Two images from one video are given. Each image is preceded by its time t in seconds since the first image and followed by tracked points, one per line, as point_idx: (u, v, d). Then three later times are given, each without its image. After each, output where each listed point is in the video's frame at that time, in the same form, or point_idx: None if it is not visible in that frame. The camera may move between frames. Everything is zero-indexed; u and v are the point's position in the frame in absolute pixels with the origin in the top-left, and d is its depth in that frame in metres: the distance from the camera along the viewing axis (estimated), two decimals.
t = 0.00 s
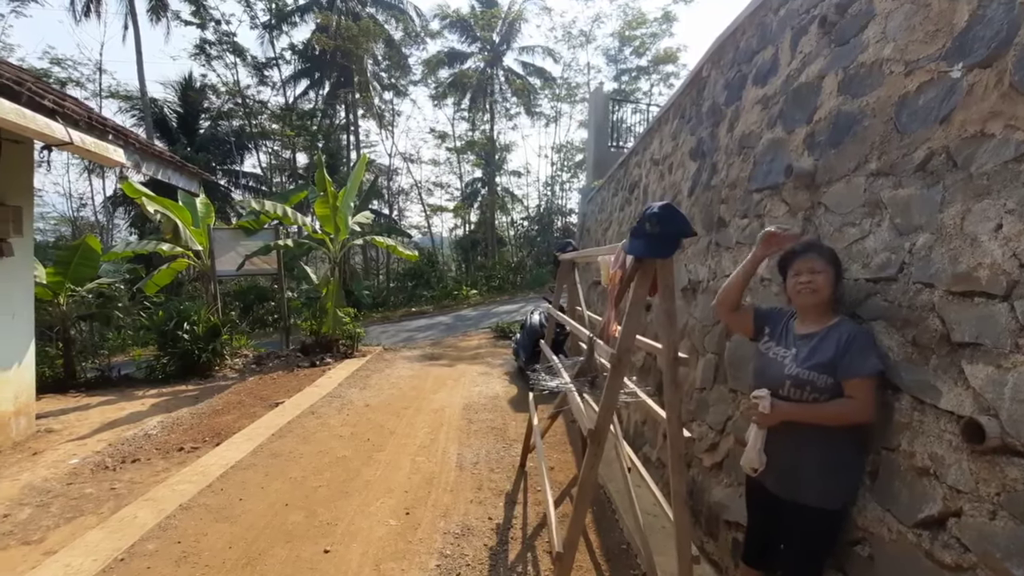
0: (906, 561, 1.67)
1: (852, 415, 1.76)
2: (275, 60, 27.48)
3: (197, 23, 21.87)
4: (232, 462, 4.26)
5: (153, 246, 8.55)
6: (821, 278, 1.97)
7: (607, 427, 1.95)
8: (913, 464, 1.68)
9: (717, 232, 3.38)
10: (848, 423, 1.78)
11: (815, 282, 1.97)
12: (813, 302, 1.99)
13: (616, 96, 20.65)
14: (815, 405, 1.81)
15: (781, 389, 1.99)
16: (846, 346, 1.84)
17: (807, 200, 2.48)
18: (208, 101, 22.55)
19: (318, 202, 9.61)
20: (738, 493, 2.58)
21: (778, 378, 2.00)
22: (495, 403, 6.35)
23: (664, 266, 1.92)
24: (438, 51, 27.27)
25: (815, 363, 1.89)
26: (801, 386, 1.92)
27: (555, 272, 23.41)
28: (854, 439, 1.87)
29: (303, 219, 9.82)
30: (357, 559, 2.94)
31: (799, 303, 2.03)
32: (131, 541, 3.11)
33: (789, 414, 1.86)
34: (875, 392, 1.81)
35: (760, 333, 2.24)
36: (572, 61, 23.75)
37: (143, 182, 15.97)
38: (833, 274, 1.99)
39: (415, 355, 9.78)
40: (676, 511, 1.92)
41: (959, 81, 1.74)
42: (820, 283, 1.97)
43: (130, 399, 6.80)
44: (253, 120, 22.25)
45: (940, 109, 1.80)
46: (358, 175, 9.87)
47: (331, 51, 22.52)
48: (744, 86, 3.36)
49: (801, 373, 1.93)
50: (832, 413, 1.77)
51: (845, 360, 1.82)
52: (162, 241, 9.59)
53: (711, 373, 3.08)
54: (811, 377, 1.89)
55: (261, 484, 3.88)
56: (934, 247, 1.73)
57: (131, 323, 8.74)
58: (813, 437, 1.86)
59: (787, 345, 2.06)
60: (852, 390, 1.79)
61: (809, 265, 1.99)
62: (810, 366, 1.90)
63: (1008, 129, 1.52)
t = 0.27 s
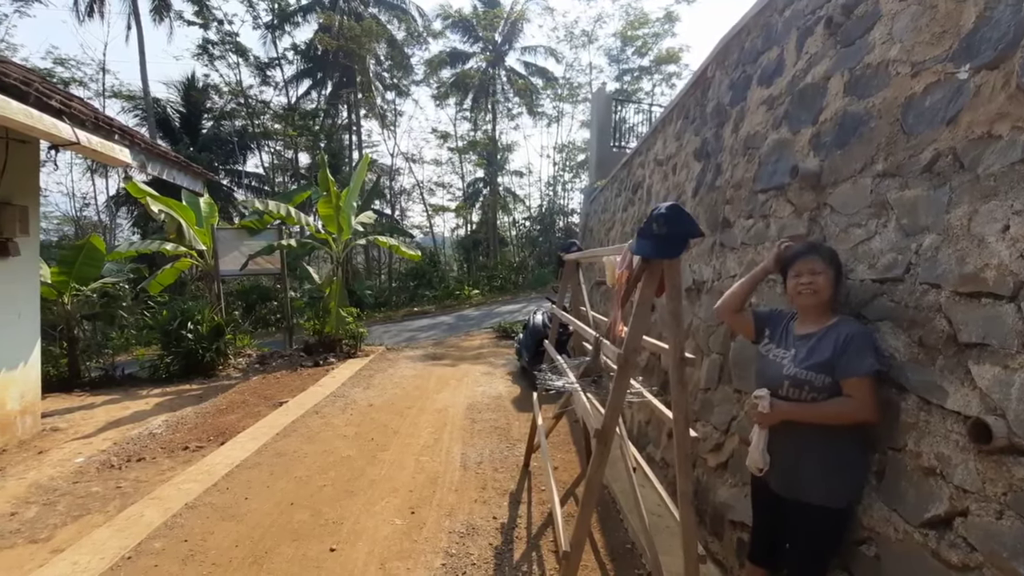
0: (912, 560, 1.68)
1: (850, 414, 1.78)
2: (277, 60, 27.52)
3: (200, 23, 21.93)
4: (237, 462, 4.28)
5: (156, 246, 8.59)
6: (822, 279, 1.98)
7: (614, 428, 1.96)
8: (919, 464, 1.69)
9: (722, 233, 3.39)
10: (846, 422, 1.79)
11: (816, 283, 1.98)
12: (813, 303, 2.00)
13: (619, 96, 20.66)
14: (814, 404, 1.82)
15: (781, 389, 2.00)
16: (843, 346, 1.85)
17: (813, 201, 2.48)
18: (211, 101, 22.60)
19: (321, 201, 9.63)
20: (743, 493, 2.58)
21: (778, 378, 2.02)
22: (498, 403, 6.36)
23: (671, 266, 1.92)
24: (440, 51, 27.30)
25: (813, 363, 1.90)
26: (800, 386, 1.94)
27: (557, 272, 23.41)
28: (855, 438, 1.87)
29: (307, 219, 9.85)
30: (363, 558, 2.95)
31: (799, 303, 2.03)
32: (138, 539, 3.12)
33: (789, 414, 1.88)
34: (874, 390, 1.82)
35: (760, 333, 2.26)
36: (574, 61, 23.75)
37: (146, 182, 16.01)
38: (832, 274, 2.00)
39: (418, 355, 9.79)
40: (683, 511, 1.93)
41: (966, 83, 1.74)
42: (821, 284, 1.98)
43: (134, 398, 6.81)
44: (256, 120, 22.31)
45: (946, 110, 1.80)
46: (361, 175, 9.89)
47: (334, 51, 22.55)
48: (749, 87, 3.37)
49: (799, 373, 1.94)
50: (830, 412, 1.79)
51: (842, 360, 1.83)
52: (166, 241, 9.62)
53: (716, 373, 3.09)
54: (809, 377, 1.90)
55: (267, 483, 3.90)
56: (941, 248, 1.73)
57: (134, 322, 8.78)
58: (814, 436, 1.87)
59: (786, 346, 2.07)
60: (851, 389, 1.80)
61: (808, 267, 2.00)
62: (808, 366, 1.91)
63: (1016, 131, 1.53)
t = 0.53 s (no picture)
0: (916, 563, 1.67)
1: (842, 413, 1.81)
2: (280, 60, 27.57)
3: (203, 24, 21.98)
4: (239, 461, 4.28)
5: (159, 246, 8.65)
6: (819, 280, 2.00)
7: (617, 429, 1.96)
8: (923, 466, 1.69)
9: (725, 233, 3.38)
10: (839, 420, 1.82)
11: (812, 285, 1.99)
12: (810, 304, 2.01)
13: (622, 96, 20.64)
14: (806, 404, 1.85)
15: (775, 389, 2.03)
16: (835, 346, 1.88)
17: (817, 202, 2.48)
18: (214, 101, 22.67)
19: (324, 201, 9.65)
20: (745, 495, 2.58)
21: (773, 379, 2.05)
22: (500, 403, 6.35)
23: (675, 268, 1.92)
24: (443, 51, 27.32)
25: (806, 363, 1.93)
26: (793, 385, 1.96)
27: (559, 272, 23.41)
28: (849, 436, 1.90)
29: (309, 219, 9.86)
30: (365, 558, 2.95)
31: (796, 304, 2.05)
32: (141, 538, 3.13)
33: (784, 413, 1.90)
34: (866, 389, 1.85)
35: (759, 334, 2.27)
36: (577, 61, 23.73)
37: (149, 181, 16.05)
38: (828, 275, 2.02)
39: (420, 355, 9.78)
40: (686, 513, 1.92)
41: (970, 84, 1.74)
42: (818, 285, 1.99)
43: (137, 397, 6.82)
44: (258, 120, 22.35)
45: (951, 112, 1.80)
46: (364, 174, 9.90)
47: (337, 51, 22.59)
48: (752, 87, 3.36)
49: (792, 373, 1.97)
50: (823, 411, 1.82)
51: (834, 360, 1.86)
52: (168, 240, 9.65)
53: (719, 374, 3.08)
54: (802, 377, 1.94)
55: (269, 483, 3.90)
56: (945, 249, 1.73)
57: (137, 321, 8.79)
58: (809, 435, 1.90)
59: (783, 347, 2.09)
60: (845, 389, 1.83)
61: (806, 268, 2.02)
62: (801, 366, 1.95)
63: (1021, 132, 1.52)
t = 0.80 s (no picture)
0: (926, 561, 1.64)
1: (840, 406, 1.78)
2: (282, 60, 27.59)
3: (206, 23, 22.00)
4: (239, 459, 4.26)
5: (160, 244, 8.63)
6: (823, 275, 1.97)
7: (619, 426, 1.92)
8: (932, 463, 1.65)
9: (728, 230, 3.35)
10: (837, 413, 1.79)
11: (816, 279, 1.97)
12: (812, 299, 1.99)
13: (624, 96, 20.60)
14: (804, 397, 1.83)
15: (773, 382, 2.01)
16: (833, 338, 1.84)
17: (822, 196, 2.45)
18: (216, 101, 22.69)
19: (326, 200, 9.64)
20: (749, 493, 2.54)
21: (772, 373, 2.03)
22: (502, 402, 6.32)
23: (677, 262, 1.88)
24: (445, 51, 27.33)
25: (804, 357, 1.90)
26: (791, 378, 1.94)
27: (561, 272, 23.39)
28: (849, 430, 1.87)
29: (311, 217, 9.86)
30: (365, 556, 2.92)
31: (798, 299, 2.02)
32: (140, 535, 3.11)
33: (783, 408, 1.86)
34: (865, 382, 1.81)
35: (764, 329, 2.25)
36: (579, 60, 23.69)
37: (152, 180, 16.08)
38: (834, 271, 1.99)
39: (421, 354, 9.76)
40: (689, 511, 1.88)
41: (980, 74, 1.70)
42: (822, 280, 1.97)
43: (138, 394, 6.81)
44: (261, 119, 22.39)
45: (960, 103, 1.76)
46: (365, 173, 9.88)
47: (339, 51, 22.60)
48: (756, 82, 3.33)
49: (790, 367, 1.95)
50: (819, 404, 1.79)
51: (832, 352, 1.82)
52: (170, 239, 9.65)
53: (722, 371, 3.05)
54: (798, 370, 1.91)
55: (269, 481, 3.88)
56: (955, 242, 1.69)
57: (139, 320, 8.80)
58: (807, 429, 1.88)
59: (785, 341, 2.06)
60: (842, 381, 1.79)
61: (810, 262, 2.00)
62: (799, 360, 1.92)
63: None
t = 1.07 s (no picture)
0: (953, 570, 1.56)
1: (849, 401, 1.71)
2: (284, 59, 27.55)
3: (208, 22, 21.97)
4: (238, 459, 4.19)
5: (161, 242, 8.59)
6: (837, 277, 1.90)
7: (629, 426, 1.85)
8: (959, 466, 1.57)
9: (737, 225, 3.26)
10: (847, 408, 1.72)
11: (829, 280, 1.90)
12: (826, 300, 1.92)
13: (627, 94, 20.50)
14: (812, 393, 1.78)
15: (782, 378, 1.95)
16: (843, 332, 1.78)
17: (837, 189, 2.37)
18: (218, 100, 22.67)
19: (327, 198, 9.58)
20: (761, 496, 2.47)
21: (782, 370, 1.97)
22: (505, 401, 6.25)
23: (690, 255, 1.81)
24: (447, 49, 27.26)
25: (813, 352, 1.84)
26: (800, 373, 1.88)
27: (563, 271, 23.29)
28: (863, 428, 1.78)
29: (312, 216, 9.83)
30: (365, 559, 2.85)
31: (810, 295, 1.96)
32: (136, 538, 3.05)
33: (792, 404, 1.82)
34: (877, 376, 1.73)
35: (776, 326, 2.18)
36: (582, 58, 23.59)
37: (153, 179, 16.05)
38: (848, 268, 1.92)
39: (423, 353, 9.69)
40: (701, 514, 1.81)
41: (1008, 58, 1.62)
42: (835, 282, 1.90)
43: (137, 393, 6.75)
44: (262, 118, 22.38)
45: (987, 88, 1.68)
46: (366, 171, 9.82)
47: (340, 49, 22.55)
48: (766, 73, 3.24)
49: (799, 362, 1.89)
50: (826, 400, 1.73)
51: (841, 346, 1.76)
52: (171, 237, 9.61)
53: (731, 371, 2.97)
54: (807, 365, 1.85)
55: (268, 481, 3.81)
56: (982, 234, 1.61)
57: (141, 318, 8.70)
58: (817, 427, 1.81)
59: (796, 337, 2.00)
60: (850, 374, 1.72)
61: (822, 262, 1.92)
62: (808, 355, 1.86)
63: None
